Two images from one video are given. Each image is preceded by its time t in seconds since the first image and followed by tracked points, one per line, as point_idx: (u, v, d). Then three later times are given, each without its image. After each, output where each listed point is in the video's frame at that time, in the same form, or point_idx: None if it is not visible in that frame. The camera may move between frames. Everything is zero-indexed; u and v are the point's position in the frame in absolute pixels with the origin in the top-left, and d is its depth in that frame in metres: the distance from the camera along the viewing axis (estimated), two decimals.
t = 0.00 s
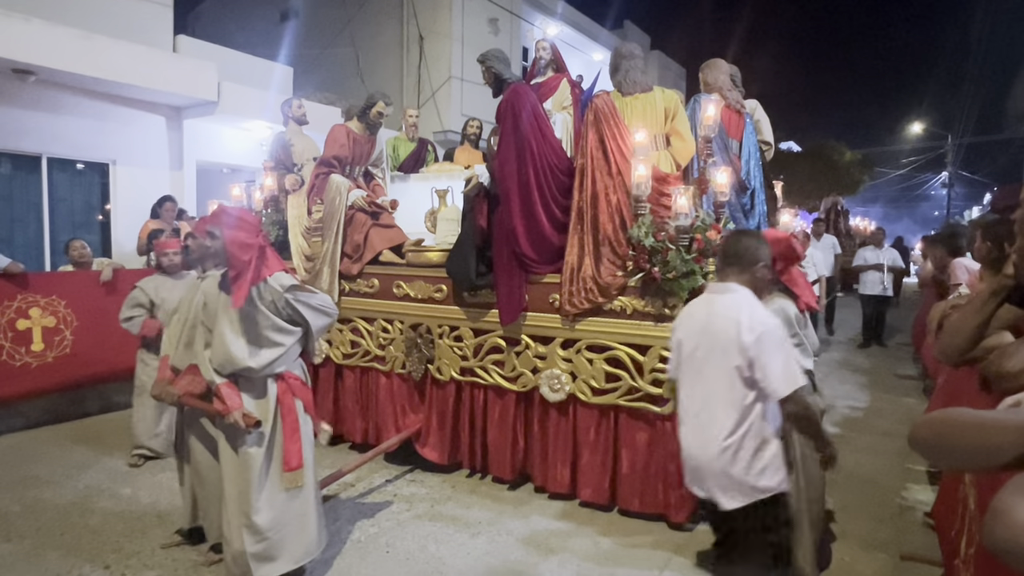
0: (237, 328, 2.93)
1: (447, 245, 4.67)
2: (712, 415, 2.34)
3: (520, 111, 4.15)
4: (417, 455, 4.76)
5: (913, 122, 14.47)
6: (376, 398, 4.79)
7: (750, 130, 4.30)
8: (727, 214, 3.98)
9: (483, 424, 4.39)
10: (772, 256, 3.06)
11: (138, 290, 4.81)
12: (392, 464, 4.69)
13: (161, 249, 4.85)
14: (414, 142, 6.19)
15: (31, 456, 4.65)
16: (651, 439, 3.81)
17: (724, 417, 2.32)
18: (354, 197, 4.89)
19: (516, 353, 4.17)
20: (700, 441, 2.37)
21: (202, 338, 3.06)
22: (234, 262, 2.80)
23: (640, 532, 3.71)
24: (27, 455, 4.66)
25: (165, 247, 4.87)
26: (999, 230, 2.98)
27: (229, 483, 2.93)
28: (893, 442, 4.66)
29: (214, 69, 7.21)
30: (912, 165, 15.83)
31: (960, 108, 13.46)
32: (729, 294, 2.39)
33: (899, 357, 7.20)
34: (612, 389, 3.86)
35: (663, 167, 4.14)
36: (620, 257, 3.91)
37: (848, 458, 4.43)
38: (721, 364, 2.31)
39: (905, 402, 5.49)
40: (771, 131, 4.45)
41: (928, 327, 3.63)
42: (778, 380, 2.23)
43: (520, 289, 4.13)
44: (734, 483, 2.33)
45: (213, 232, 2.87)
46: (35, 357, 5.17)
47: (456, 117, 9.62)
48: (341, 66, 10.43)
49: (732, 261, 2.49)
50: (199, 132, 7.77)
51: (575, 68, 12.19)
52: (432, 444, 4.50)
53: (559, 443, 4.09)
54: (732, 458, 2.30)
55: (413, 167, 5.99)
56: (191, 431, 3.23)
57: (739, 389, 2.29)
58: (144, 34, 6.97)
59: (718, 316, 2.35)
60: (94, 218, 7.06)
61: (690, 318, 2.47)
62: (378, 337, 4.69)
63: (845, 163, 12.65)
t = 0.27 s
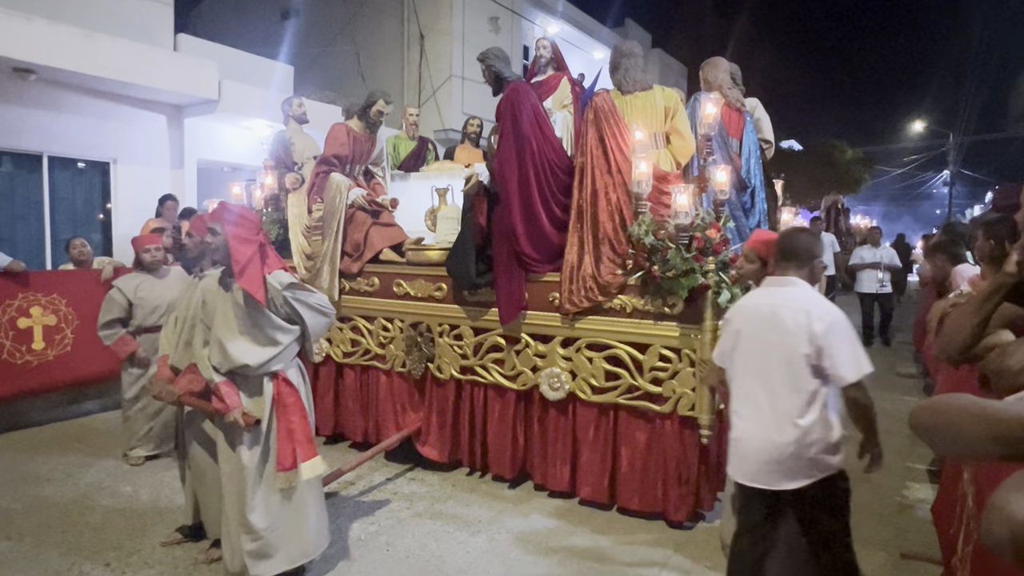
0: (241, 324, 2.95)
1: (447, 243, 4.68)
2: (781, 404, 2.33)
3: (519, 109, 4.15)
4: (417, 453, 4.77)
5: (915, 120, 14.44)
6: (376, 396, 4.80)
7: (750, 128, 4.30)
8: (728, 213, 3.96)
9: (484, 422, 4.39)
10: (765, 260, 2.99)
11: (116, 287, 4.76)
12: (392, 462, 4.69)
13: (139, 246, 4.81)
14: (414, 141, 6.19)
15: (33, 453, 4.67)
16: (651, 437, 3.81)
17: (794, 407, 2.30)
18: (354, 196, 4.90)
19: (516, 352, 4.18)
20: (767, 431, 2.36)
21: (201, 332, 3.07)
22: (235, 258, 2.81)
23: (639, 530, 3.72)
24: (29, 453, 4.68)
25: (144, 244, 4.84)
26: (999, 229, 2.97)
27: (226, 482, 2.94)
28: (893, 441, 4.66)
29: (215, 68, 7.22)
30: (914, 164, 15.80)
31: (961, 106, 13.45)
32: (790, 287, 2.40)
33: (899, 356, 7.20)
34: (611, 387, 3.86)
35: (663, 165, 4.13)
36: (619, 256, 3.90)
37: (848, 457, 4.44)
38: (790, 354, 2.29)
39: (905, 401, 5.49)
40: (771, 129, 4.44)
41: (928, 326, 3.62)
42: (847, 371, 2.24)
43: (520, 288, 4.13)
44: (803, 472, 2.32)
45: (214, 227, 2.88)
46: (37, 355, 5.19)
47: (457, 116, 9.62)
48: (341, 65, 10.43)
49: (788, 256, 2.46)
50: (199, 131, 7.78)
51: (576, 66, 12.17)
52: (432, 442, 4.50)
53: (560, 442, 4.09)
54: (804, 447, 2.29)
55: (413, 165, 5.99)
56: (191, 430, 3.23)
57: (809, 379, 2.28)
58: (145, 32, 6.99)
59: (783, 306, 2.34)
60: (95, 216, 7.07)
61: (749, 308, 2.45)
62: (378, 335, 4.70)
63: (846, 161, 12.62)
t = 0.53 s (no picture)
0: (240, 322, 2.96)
1: (449, 242, 4.69)
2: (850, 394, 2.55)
3: (521, 108, 4.15)
4: (419, 452, 4.78)
5: (919, 119, 14.39)
6: (378, 395, 4.80)
7: (753, 127, 4.29)
8: (729, 211, 3.96)
9: (486, 421, 4.40)
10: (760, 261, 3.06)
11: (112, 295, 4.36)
12: (394, 461, 4.70)
13: (140, 252, 4.44)
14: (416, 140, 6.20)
15: (37, 452, 4.69)
16: (653, 436, 3.81)
17: (864, 397, 2.55)
18: (356, 194, 4.90)
19: (518, 351, 4.17)
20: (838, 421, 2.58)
21: (202, 330, 3.07)
22: (236, 257, 2.82)
23: (641, 529, 3.72)
24: (33, 451, 4.70)
25: (143, 250, 4.45)
26: (1002, 228, 2.96)
27: (229, 479, 2.96)
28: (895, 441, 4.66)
29: (217, 67, 7.23)
30: (917, 162, 15.75)
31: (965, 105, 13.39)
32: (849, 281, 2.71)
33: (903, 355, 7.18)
34: (613, 386, 3.86)
35: (665, 164, 4.12)
36: (621, 255, 3.89)
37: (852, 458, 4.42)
38: (864, 347, 2.55)
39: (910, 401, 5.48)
40: (774, 128, 4.43)
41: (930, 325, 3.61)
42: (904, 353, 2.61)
43: (522, 287, 4.13)
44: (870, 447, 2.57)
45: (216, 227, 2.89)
46: (40, 353, 5.21)
47: (459, 115, 9.61)
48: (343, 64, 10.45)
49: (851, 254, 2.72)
50: (201, 130, 7.80)
51: (578, 65, 12.16)
52: (434, 441, 4.51)
53: (561, 441, 4.09)
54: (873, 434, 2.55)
55: (416, 164, 6.00)
56: (192, 429, 3.22)
57: (879, 370, 2.55)
58: (147, 31, 7.00)
59: (854, 301, 2.60)
60: (98, 215, 7.09)
61: (815, 302, 2.65)
62: (380, 334, 4.70)
63: (848, 160, 12.58)
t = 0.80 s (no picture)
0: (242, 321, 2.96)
1: (452, 242, 4.69)
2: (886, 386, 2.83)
3: (525, 107, 4.14)
4: (423, 451, 4.78)
5: (923, 117, 14.34)
6: (381, 394, 4.81)
7: (757, 126, 4.29)
8: (733, 210, 3.95)
9: (489, 420, 4.40)
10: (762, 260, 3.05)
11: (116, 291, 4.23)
12: (398, 460, 4.71)
13: (145, 247, 4.26)
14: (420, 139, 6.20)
15: (43, 450, 4.72)
16: (656, 435, 3.81)
17: (896, 387, 2.83)
18: (359, 194, 4.87)
19: (521, 350, 4.18)
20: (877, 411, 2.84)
21: (207, 330, 3.07)
22: (237, 256, 2.82)
23: (645, 528, 3.72)
24: (38, 450, 4.71)
25: (149, 246, 4.27)
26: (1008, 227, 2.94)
27: (233, 478, 2.97)
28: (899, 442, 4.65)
29: (220, 66, 7.23)
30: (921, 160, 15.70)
31: (970, 103, 13.33)
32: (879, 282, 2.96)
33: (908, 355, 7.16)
34: (616, 385, 3.86)
35: (668, 163, 4.11)
36: (624, 254, 3.89)
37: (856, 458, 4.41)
38: (897, 342, 2.83)
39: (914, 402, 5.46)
40: (778, 127, 4.42)
41: (935, 325, 3.59)
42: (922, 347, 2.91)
43: (525, 286, 4.13)
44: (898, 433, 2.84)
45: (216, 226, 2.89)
46: (45, 352, 5.23)
47: (462, 114, 9.60)
48: (346, 63, 10.45)
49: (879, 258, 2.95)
50: (204, 129, 7.81)
51: (581, 64, 12.14)
52: (437, 440, 4.52)
53: (565, 440, 4.10)
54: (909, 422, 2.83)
55: (419, 163, 6.00)
56: (196, 428, 3.23)
57: (909, 363, 2.85)
58: (150, 30, 7.00)
59: (883, 300, 2.87)
60: (102, 214, 7.09)
61: (849, 301, 2.90)
62: (383, 333, 4.71)
63: (852, 158, 12.55)
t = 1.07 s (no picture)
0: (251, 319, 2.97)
1: (457, 241, 4.69)
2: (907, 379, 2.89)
3: (530, 107, 4.14)
4: (427, 451, 4.78)
5: (930, 116, 14.28)
6: (386, 393, 4.82)
7: (762, 125, 4.28)
8: (738, 210, 3.95)
9: (493, 420, 4.40)
10: (767, 259, 3.03)
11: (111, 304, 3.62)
12: (402, 459, 4.71)
13: (144, 253, 3.66)
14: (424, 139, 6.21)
15: (50, 449, 4.74)
16: (661, 435, 3.80)
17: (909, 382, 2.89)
18: (364, 194, 4.91)
19: (526, 349, 4.18)
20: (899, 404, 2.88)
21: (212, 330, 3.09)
22: (238, 256, 2.83)
23: (650, 528, 3.71)
24: (45, 449, 4.72)
25: (150, 250, 3.68)
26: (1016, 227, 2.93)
27: (238, 477, 2.98)
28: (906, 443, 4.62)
29: (226, 66, 7.25)
30: (927, 160, 15.64)
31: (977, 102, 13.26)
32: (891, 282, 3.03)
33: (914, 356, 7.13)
34: (621, 385, 3.85)
35: (674, 162, 4.10)
36: (629, 253, 3.88)
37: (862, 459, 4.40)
38: (911, 338, 2.88)
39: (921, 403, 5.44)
40: (783, 126, 4.40)
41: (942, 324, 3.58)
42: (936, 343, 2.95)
43: (530, 286, 4.12)
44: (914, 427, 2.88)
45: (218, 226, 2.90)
46: (52, 352, 5.25)
47: (467, 114, 9.60)
48: (351, 63, 10.47)
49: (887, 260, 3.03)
50: (210, 129, 7.84)
51: (586, 64, 12.13)
52: (442, 439, 4.52)
53: (569, 439, 4.09)
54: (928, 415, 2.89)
55: (424, 163, 6.01)
56: (201, 427, 3.24)
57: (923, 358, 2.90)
58: (157, 31, 7.03)
59: (895, 299, 2.93)
60: (109, 214, 7.12)
61: (866, 300, 2.97)
62: (388, 333, 4.72)
63: (859, 158, 12.50)
